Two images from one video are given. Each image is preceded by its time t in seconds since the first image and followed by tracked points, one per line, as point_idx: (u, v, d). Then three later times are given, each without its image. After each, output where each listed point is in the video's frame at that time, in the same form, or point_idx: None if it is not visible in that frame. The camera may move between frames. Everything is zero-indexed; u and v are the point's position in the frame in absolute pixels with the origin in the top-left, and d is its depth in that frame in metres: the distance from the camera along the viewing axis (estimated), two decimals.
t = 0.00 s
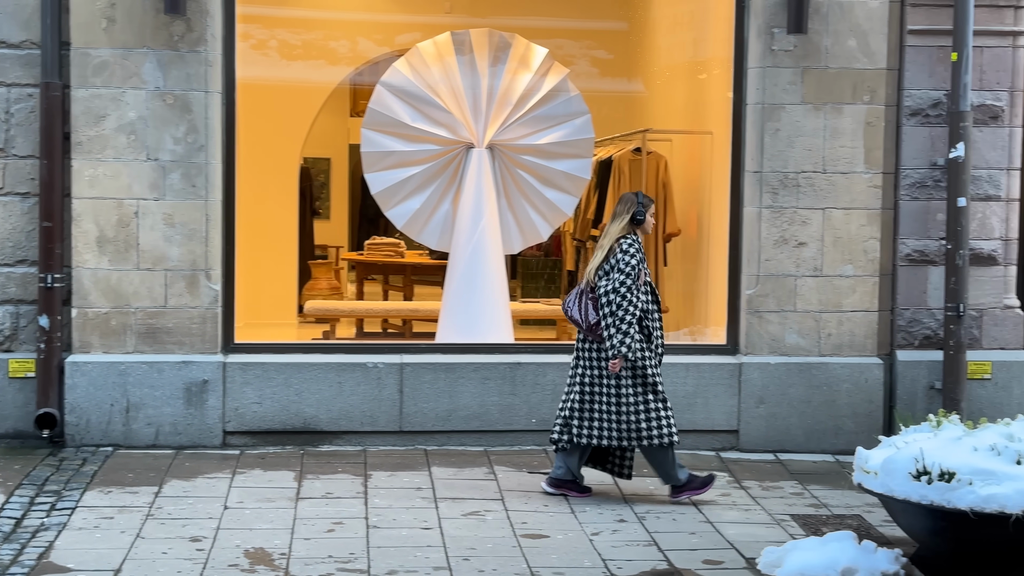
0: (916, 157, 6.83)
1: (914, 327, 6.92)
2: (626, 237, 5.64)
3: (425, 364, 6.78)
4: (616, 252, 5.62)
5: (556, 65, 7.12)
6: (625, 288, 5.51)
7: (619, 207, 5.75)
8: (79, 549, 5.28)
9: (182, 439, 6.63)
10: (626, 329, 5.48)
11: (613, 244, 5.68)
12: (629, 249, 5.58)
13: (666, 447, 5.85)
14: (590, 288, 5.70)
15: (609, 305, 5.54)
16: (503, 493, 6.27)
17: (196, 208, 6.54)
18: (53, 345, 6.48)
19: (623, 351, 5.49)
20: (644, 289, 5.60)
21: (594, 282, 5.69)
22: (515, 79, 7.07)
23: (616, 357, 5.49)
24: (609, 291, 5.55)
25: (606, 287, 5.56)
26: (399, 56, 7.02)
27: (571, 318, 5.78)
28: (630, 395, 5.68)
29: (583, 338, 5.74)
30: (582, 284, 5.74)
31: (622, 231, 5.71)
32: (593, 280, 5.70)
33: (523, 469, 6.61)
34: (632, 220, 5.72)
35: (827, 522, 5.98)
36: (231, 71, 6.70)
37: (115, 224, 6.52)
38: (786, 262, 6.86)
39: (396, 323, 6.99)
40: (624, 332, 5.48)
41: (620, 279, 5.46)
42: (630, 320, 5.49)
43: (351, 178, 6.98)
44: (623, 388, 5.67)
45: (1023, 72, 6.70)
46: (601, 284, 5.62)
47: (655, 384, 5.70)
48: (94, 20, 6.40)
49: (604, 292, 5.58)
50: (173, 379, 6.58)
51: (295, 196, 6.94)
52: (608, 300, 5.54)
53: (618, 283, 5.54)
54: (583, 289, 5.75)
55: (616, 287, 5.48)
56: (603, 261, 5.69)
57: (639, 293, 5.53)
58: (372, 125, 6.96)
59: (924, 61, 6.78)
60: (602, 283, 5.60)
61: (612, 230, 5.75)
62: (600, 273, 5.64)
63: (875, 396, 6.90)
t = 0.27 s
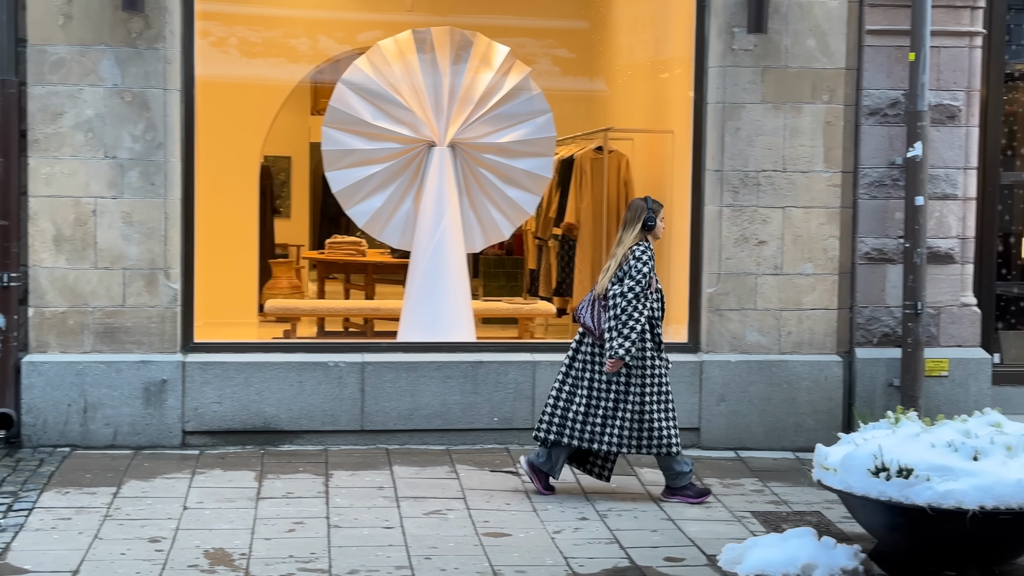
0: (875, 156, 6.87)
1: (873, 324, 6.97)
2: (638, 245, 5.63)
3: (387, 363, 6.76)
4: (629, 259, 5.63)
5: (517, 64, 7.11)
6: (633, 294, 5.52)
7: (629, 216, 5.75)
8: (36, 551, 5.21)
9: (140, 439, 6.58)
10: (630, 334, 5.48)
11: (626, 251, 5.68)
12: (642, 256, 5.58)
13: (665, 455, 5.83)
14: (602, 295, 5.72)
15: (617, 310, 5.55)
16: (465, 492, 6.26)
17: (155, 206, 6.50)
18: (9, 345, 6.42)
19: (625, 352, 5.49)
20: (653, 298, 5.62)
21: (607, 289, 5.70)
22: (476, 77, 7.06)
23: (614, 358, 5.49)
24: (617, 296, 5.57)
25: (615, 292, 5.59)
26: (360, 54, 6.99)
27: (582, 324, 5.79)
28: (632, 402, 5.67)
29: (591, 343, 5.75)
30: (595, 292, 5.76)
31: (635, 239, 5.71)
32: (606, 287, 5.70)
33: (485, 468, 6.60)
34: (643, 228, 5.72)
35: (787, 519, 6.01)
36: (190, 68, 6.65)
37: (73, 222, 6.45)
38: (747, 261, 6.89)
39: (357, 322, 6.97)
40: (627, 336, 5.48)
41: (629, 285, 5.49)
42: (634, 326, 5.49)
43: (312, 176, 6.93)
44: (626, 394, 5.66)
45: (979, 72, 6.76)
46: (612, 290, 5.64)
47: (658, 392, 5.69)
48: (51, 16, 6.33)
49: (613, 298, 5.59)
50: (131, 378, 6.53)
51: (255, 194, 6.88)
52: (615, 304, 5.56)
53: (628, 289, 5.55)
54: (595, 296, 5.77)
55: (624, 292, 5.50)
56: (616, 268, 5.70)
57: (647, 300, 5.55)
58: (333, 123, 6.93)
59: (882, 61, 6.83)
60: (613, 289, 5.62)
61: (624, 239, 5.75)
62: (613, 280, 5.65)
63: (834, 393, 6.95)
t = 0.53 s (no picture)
0: (834, 156, 6.91)
1: (833, 323, 7.01)
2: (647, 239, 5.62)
3: (348, 363, 6.74)
4: (638, 255, 5.62)
5: (479, 63, 7.10)
6: (652, 293, 5.54)
7: (638, 208, 5.74)
8: None
9: (99, 440, 6.52)
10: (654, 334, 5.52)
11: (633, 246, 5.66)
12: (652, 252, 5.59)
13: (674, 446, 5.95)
14: (613, 288, 5.70)
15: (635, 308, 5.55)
16: (427, 491, 6.24)
17: (113, 205, 6.45)
18: None
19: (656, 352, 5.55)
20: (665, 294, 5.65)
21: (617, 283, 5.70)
22: (438, 76, 7.05)
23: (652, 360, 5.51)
24: (633, 294, 5.56)
25: (629, 290, 5.58)
26: (320, 52, 6.95)
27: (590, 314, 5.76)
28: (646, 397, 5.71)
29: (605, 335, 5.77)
30: (604, 283, 5.74)
31: (645, 232, 5.71)
32: (616, 280, 5.70)
33: (447, 467, 6.59)
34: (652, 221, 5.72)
35: (748, 516, 6.05)
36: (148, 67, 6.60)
37: (30, 221, 6.39)
38: (708, 260, 6.92)
39: (319, 321, 6.94)
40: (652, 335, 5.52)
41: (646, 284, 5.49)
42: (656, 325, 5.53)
43: (273, 175, 6.88)
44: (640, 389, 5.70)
45: (937, 73, 6.82)
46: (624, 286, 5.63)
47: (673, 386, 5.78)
48: (7, 13, 6.26)
49: (628, 295, 5.58)
50: (89, 379, 6.48)
51: (215, 192, 6.84)
52: (633, 302, 5.55)
53: (643, 286, 5.56)
54: (603, 288, 5.75)
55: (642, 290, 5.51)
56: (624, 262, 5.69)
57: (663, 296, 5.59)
58: (293, 122, 6.89)
59: (842, 61, 6.87)
60: (626, 286, 5.60)
61: (633, 231, 5.75)
62: (622, 275, 5.65)
63: (795, 391, 6.99)
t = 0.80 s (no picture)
0: (797, 155, 6.94)
1: (796, 321, 7.05)
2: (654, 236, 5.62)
3: (313, 362, 6.71)
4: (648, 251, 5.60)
5: (444, 62, 7.09)
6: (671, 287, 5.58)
7: (644, 204, 5.72)
8: None
9: (60, 441, 6.46)
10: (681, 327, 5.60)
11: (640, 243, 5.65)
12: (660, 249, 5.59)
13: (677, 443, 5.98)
14: (621, 285, 5.65)
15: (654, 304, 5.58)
16: (392, 491, 6.22)
17: (74, 203, 6.39)
18: None
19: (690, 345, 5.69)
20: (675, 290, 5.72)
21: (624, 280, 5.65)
22: (402, 75, 7.03)
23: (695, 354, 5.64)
24: (651, 291, 5.58)
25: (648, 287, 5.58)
26: (284, 51, 6.92)
27: (598, 311, 5.69)
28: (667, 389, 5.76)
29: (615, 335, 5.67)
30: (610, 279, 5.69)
31: (648, 228, 5.68)
32: (624, 276, 5.65)
33: (412, 466, 6.57)
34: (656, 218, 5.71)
35: (712, 514, 6.07)
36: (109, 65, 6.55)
37: None
38: (672, 259, 6.94)
39: (283, 320, 6.92)
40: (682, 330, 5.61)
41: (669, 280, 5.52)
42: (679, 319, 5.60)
43: (236, 174, 6.85)
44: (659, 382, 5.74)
45: (898, 73, 6.87)
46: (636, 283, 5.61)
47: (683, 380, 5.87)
48: None
49: (645, 293, 5.58)
50: (50, 379, 6.42)
51: (178, 191, 6.79)
52: (657, 301, 5.57)
53: (658, 282, 5.57)
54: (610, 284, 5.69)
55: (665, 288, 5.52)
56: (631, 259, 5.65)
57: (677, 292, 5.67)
58: (257, 120, 6.87)
59: (804, 61, 6.91)
60: (639, 284, 5.58)
61: (636, 227, 5.72)
62: (632, 272, 5.61)
63: (759, 390, 7.03)
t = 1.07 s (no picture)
0: (764, 155, 6.98)
1: (764, 320, 7.08)
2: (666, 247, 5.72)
3: (280, 362, 6.69)
4: (661, 262, 5.70)
5: (412, 61, 7.08)
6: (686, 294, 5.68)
7: (655, 216, 5.81)
8: None
9: (25, 442, 6.42)
10: (700, 331, 5.67)
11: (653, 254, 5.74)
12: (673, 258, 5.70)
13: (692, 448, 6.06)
14: (635, 297, 5.74)
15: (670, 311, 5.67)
16: (361, 490, 6.19)
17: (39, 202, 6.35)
18: None
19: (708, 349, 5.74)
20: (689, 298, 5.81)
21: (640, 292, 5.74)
22: (370, 74, 7.03)
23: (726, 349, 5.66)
24: (666, 300, 5.68)
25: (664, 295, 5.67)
26: (251, 49, 6.89)
27: (612, 323, 5.77)
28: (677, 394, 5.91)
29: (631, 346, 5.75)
30: (624, 291, 5.77)
31: (661, 239, 5.77)
32: (639, 288, 5.73)
33: (381, 466, 6.55)
34: (668, 228, 5.80)
35: (680, 512, 6.09)
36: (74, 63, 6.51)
37: None
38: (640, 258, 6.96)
39: (250, 320, 6.89)
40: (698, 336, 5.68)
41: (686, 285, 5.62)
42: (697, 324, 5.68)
43: (202, 173, 6.81)
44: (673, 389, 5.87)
45: (864, 72, 6.91)
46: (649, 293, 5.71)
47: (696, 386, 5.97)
48: None
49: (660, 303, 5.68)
50: (15, 380, 6.37)
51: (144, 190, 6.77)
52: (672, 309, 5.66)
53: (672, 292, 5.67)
54: (624, 296, 5.77)
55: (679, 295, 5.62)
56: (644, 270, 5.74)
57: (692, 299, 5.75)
58: (224, 119, 6.83)
59: (771, 60, 6.95)
60: (654, 294, 5.69)
61: (649, 238, 5.80)
62: (647, 283, 5.71)
63: (727, 388, 7.04)
